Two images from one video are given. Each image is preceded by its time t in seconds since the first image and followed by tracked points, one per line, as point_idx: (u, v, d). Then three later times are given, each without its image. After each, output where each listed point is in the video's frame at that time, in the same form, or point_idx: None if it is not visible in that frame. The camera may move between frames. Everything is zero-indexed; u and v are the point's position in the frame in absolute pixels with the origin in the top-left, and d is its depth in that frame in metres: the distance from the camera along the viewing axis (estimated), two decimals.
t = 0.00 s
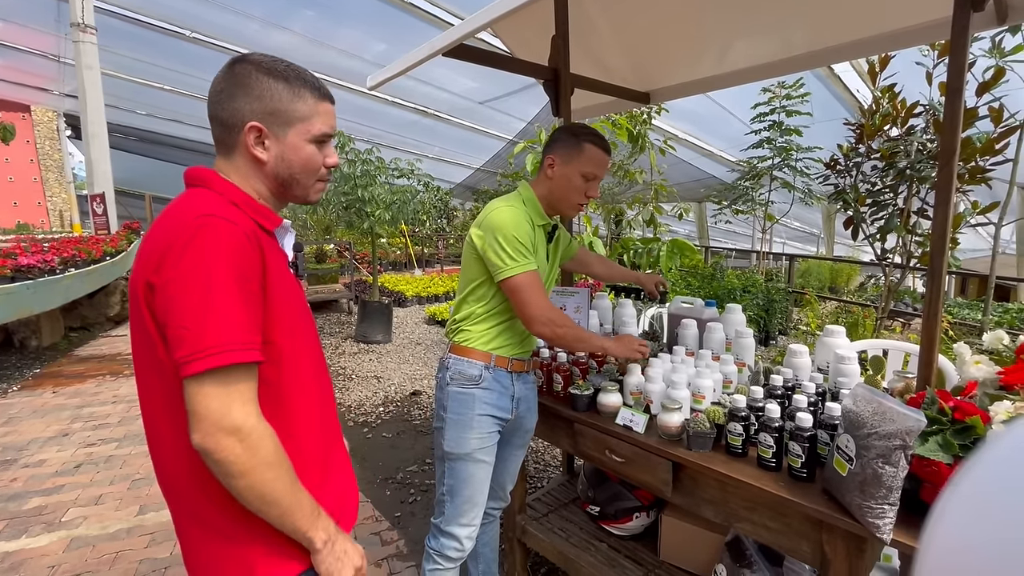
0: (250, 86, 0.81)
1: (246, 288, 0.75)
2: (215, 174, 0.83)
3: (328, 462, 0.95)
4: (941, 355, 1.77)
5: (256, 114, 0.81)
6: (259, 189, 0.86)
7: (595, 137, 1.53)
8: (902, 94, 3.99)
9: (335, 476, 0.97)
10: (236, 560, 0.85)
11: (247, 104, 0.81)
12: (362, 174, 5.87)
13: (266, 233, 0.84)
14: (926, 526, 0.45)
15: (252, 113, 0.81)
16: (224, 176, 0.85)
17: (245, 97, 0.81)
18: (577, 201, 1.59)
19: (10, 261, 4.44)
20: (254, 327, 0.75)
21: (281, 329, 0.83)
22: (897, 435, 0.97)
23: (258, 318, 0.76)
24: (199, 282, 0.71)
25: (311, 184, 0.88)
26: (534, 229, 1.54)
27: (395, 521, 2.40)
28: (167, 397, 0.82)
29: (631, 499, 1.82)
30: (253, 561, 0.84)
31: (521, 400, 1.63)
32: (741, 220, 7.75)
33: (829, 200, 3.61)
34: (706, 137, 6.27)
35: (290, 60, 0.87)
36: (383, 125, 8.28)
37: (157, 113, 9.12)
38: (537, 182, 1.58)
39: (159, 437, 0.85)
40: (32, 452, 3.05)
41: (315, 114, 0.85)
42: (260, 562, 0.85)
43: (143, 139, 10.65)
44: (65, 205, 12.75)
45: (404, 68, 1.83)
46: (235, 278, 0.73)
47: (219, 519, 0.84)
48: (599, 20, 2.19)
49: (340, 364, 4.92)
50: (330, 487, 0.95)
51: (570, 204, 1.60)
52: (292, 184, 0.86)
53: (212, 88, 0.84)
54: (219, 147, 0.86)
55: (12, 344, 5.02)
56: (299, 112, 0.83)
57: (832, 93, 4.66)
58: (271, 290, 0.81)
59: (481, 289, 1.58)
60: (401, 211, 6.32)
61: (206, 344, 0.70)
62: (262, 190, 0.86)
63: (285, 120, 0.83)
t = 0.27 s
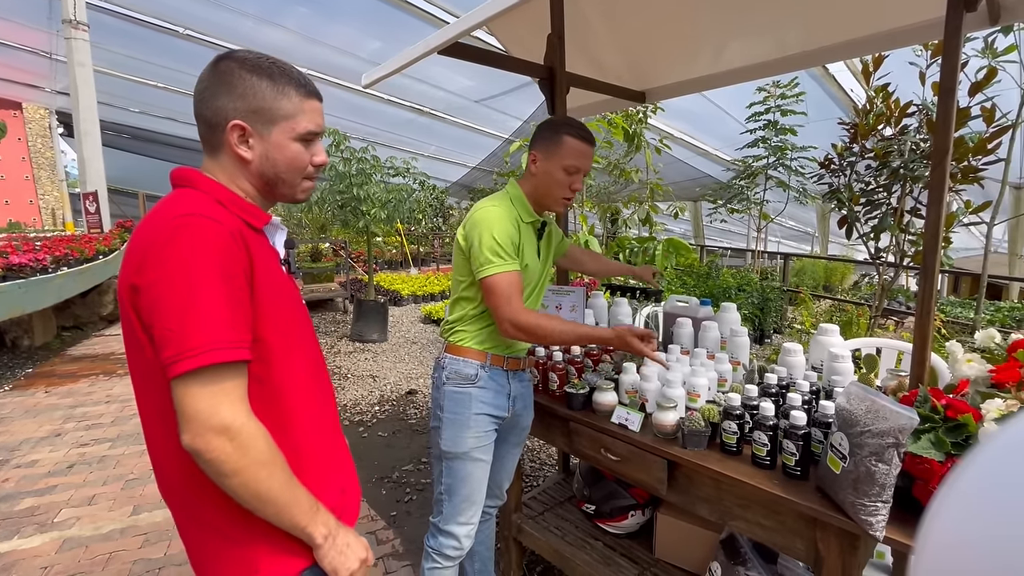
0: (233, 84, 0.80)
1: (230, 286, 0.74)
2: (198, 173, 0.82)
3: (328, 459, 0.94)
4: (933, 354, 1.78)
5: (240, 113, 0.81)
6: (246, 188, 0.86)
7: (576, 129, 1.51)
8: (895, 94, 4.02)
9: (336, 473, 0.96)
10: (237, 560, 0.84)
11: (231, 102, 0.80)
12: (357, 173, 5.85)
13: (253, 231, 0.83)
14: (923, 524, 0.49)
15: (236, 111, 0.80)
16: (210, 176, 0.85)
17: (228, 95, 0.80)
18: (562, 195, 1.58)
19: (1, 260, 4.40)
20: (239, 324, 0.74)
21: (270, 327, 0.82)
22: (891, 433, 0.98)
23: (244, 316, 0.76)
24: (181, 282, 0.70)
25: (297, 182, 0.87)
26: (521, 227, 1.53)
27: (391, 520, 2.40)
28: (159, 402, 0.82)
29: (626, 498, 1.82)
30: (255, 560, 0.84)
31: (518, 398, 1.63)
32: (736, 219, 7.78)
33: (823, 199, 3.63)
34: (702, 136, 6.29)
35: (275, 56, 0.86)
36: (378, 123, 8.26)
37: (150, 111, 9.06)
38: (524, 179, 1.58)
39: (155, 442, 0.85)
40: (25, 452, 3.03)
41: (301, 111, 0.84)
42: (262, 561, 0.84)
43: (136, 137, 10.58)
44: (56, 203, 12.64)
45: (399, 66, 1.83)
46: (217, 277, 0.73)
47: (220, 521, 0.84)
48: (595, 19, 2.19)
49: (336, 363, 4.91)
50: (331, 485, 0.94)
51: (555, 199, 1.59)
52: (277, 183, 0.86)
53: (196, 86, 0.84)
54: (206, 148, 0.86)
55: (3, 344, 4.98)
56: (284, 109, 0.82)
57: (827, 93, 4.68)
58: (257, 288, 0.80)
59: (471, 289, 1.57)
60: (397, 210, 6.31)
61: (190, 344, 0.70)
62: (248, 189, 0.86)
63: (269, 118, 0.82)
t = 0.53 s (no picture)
0: (211, 80, 0.79)
1: (223, 288, 0.73)
2: (186, 173, 0.82)
3: (330, 458, 0.93)
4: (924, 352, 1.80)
5: (219, 110, 0.80)
6: (232, 186, 0.85)
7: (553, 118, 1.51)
8: (886, 94, 4.05)
9: (339, 473, 0.95)
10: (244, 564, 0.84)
11: (209, 97, 0.79)
12: (351, 171, 5.82)
13: (245, 229, 0.83)
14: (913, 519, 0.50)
15: (215, 107, 0.79)
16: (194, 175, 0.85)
17: (206, 91, 0.79)
18: (542, 188, 1.55)
19: None
20: (233, 326, 0.73)
21: (265, 326, 0.81)
22: (881, 431, 0.98)
23: (238, 317, 0.75)
24: (174, 284, 0.70)
25: (284, 179, 0.87)
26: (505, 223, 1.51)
27: (385, 520, 2.40)
28: (155, 406, 0.81)
29: (620, 496, 1.83)
30: (262, 562, 0.84)
31: (518, 397, 1.62)
32: (729, 218, 7.82)
33: (815, 198, 3.66)
34: (696, 135, 6.32)
35: (255, 46, 0.84)
36: (372, 121, 8.23)
37: (140, 108, 8.98)
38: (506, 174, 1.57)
39: (154, 448, 0.85)
40: (13, 453, 3.00)
41: (282, 106, 0.83)
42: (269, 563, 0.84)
43: (127, 134, 10.47)
44: (44, 200, 12.51)
45: (393, 63, 1.82)
46: (209, 279, 0.72)
47: (224, 526, 0.83)
48: (588, 18, 2.19)
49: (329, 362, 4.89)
50: (334, 485, 0.93)
51: (536, 193, 1.57)
52: (264, 180, 0.85)
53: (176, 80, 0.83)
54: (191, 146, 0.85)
55: None
56: (265, 104, 0.81)
57: (819, 93, 4.71)
58: (252, 288, 0.79)
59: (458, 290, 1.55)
60: (391, 208, 6.29)
61: (184, 347, 0.69)
62: (232, 188, 0.85)
63: (249, 114, 0.81)
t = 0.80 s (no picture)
0: (184, 69, 0.74)
1: (228, 300, 0.71)
2: (167, 175, 0.77)
3: (343, 460, 0.93)
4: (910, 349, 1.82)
5: (193, 102, 0.75)
6: (216, 185, 0.81)
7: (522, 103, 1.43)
8: (875, 94, 4.09)
9: (353, 473, 0.95)
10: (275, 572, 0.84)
11: (183, 89, 0.75)
12: (342, 169, 5.79)
13: (239, 230, 0.80)
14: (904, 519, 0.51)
15: (190, 99, 0.75)
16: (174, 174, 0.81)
17: (178, 81, 0.75)
18: (520, 182, 1.48)
19: None
20: (241, 340, 0.71)
21: (269, 334, 0.79)
22: (869, 427, 1.00)
23: (246, 330, 0.73)
24: (178, 304, 0.67)
25: (270, 174, 0.82)
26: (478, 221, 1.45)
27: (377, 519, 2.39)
28: (159, 428, 0.78)
29: (612, 493, 1.84)
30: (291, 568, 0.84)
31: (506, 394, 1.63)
32: (720, 217, 7.87)
33: (805, 197, 3.69)
34: (687, 134, 6.35)
35: (231, 29, 0.79)
36: (363, 118, 8.18)
37: (127, 104, 8.86)
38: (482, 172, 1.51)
39: (162, 471, 0.83)
40: None
41: (262, 96, 0.77)
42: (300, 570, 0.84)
43: (113, 130, 10.34)
44: (28, 197, 12.32)
45: (384, 60, 1.81)
46: (214, 293, 0.69)
47: (250, 538, 0.83)
48: (580, 16, 2.19)
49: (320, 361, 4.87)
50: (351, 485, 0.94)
51: (514, 188, 1.50)
52: (249, 177, 0.81)
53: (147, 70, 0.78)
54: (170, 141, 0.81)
55: None
56: (243, 95, 0.76)
57: (809, 93, 4.74)
58: (255, 296, 0.77)
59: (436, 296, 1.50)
60: (382, 206, 6.26)
61: (195, 369, 0.67)
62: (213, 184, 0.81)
63: (226, 105, 0.76)
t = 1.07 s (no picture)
0: (165, 49, 0.63)
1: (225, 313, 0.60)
2: (154, 168, 0.67)
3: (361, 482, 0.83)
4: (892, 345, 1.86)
5: (177, 88, 0.64)
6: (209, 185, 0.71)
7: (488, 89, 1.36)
8: (859, 95, 4.15)
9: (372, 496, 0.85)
10: None
11: (166, 73, 0.63)
12: (330, 166, 5.74)
13: (238, 229, 0.70)
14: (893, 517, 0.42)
15: (174, 85, 0.64)
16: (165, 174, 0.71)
17: (160, 64, 0.64)
18: (493, 176, 1.38)
19: None
20: (241, 358, 0.60)
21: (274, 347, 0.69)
22: (853, 422, 1.01)
23: (247, 346, 0.62)
24: (166, 317, 0.56)
25: (270, 171, 0.71)
26: (445, 220, 1.36)
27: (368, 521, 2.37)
28: (155, 461, 0.68)
29: (602, 490, 1.85)
30: None
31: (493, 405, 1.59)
32: (708, 215, 7.94)
33: (792, 196, 3.74)
34: (675, 133, 6.39)
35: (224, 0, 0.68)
36: (352, 115, 8.11)
37: (110, 99, 8.72)
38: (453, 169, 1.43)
39: (161, 506, 0.73)
40: None
41: (259, 80, 0.66)
42: None
43: (96, 126, 10.17)
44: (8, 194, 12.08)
45: (372, 57, 1.80)
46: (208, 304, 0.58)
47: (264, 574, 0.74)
48: (570, 14, 2.20)
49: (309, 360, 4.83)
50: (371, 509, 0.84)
51: (487, 183, 1.40)
52: (246, 175, 0.70)
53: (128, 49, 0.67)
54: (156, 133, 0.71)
55: None
56: (236, 78, 0.64)
57: (795, 93, 4.80)
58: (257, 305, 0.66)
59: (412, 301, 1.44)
60: (371, 204, 6.21)
61: (190, 393, 0.56)
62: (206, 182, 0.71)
63: (215, 91, 0.64)
